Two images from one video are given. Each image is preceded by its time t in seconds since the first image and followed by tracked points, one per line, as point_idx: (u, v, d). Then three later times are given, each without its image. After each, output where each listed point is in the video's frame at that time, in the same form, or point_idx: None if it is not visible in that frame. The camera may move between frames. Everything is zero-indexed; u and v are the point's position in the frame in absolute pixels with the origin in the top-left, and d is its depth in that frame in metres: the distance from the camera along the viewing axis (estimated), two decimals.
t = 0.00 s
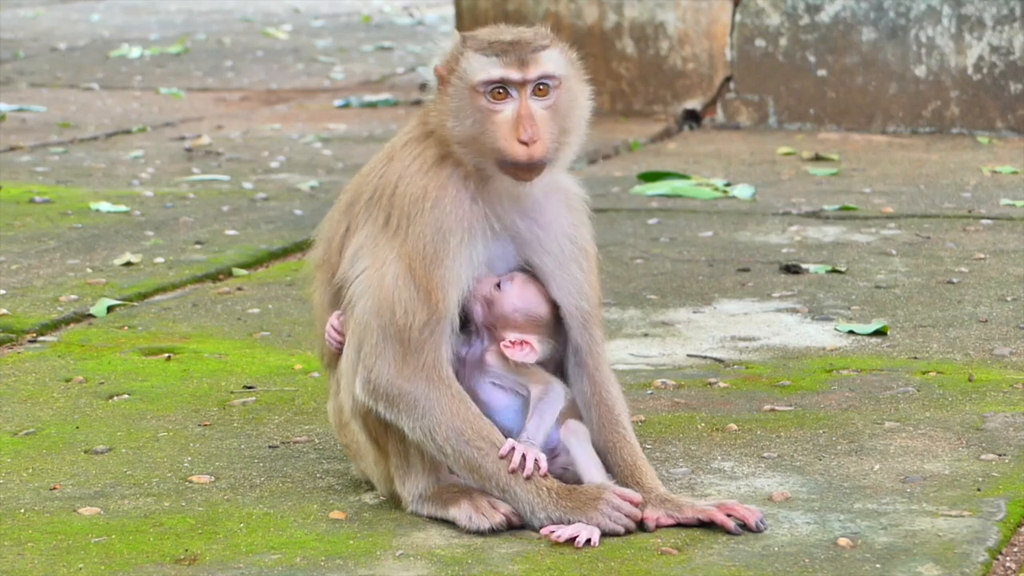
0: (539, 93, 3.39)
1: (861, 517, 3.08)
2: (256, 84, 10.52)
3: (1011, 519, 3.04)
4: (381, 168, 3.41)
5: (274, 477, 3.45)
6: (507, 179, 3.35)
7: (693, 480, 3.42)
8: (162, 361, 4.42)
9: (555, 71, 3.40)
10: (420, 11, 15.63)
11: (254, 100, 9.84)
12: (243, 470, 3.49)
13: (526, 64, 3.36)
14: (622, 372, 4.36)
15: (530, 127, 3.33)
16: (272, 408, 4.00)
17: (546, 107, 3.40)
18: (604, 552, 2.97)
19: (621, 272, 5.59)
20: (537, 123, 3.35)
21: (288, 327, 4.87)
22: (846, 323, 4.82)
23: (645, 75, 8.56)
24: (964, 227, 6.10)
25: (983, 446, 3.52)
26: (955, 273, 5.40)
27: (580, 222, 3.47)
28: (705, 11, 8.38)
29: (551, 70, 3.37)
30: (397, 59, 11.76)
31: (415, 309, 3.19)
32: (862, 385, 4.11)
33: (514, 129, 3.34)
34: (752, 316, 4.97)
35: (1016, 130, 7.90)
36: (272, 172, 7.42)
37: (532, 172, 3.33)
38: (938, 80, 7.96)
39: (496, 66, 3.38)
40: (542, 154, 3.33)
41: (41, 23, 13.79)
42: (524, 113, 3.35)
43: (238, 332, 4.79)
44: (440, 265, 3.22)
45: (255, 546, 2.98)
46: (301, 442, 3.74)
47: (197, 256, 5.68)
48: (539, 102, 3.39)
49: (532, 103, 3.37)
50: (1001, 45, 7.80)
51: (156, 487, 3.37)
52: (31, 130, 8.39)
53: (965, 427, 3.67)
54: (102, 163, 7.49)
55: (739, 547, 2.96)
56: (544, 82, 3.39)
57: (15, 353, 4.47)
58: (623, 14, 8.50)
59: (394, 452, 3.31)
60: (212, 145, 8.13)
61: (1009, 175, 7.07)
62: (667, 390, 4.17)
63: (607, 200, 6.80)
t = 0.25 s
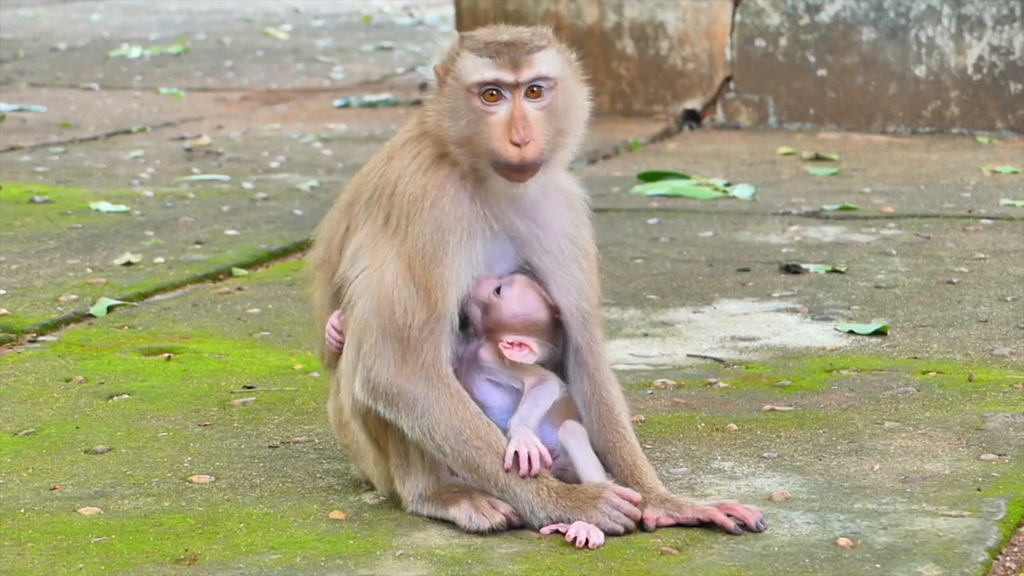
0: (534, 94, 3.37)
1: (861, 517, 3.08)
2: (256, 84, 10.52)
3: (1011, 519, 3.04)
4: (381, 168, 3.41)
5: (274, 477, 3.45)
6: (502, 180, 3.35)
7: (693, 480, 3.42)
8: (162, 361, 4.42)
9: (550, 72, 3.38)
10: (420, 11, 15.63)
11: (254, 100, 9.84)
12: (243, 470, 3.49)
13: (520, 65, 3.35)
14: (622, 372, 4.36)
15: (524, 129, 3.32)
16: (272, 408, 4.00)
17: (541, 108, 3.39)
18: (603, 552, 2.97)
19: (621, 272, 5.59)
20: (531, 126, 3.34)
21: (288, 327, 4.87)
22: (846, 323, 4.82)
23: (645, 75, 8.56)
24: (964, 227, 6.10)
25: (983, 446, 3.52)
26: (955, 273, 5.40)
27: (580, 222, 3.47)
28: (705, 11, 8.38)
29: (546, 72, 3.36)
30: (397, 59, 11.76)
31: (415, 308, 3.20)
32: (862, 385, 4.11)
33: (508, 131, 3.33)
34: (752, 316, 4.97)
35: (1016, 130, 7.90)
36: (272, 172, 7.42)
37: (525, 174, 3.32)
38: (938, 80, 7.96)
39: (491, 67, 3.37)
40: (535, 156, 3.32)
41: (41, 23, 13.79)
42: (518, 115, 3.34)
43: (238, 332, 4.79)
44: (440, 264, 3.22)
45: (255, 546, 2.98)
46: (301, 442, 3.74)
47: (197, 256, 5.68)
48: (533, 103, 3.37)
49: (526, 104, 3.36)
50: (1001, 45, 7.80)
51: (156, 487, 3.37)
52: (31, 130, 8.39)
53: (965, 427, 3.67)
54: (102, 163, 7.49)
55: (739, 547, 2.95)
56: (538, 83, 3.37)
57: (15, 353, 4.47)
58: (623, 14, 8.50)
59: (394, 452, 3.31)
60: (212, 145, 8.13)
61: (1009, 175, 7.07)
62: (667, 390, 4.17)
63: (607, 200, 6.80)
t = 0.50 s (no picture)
0: (523, 96, 3.37)
1: (861, 517, 3.08)
2: (256, 84, 10.52)
3: (1011, 519, 3.04)
4: (381, 168, 3.41)
5: (274, 477, 3.45)
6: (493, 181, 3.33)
7: (693, 480, 3.42)
8: (162, 361, 4.42)
9: (539, 73, 3.37)
10: (420, 11, 15.62)
11: (254, 100, 9.84)
12: (243, 470, 3.49)
13: (508, 68, 3.34)
14: (622, 372, 4.36)
15: (511, 130, 3.30)
16: (273, 408, 4.00)
17: (530, 109, 3.38)
18: (603, 552, 2.96)
19: (621, 272, 5.59)
20: (519, 127, 3.32)
21: (288, 327, 4.86)
22: (846, 323, 4.82)
23: (645, 75, 8.57)
24: (964, 227, 6.10)
25: (983, 446, 3.52)
26: (955, 273, 5.40)
27: (580, 222, 3.47)
28: (705, 11, 8.38)
29: (533, 73, 3.35)
30: (397, 59, 11.76)
31: (416, 308, 3.20)
32: (862, 385, 4.11)
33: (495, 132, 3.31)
34: (752, 316, 4.97)
35: (1016, 130, 7.90)
36: (272, 172, 7.42)
37: (513, 176, 3.30)
38: (938, 79, 7.96)
39: (478, 69, 3.35)
40: (522, 158, 3.29)
41: (41, 23, 13.79)
42: (506, 117, 3.33)
43: (238, 332, 4.79)
44: (440, 264, 3.22)
45: (255, 547, 2.98)
46: (301, 442, 3.74)
47: (197, 257, 5.68)
48: (519, 106, 3.36)
49: (513, 106, 3.35)
50: (1001, 45, 7.80)
51: (156, 487, 3.37)
52: (31, 130, 8.39)
53: (964, 427, 3.67)
54: (102, 163, 7.49)
55: (739, 547, 2.95)
56: (524, 85, 3.36)
57: (15, 353, 4.47)
58: (623, 14, 8.50)
59: (394, 451, 3.31)
60: (213, 145, 8.13)
61: (1009, 175, 7.07)
62: (667, 390, 4.17)
63: (608, 200, 6.80)
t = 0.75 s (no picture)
0: (510, 99, 3.38)
1: (861, 517, 3.08)
2: (256, 84, 10.52)
3: (1011, 519, 3.04)
4: (380, 168, 3.41)
5: (274, 477, 3.45)
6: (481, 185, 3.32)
7: (693, 480, 3.42)
8: (162, 361, 4.42)
9: (526, 77, 3.39)
10: (420, 11, 15.62)
11: (254, 100, 9.84)
12: (243, 470, 3.49)
13: (494, 72, 3.35)
14: (621, 372, 4.36)
15: (497, 133, 3.30)
16: (273, 408, 4.00)
17: (517, 113, 3.39)
18: (603, 552, 2.96)
19: (621, 272, 5.59)
20: (505, 131, 3.32)
21: (288, 327, 4.86)
22: (846, 323, 4.82)
23: (645, 75, 8.57)
24: (964, 227, 6.10)
25: (983, 446, 3.52)
26: (955, 273, 5.40)
27: (579, 221, 3.47)
28: (705, 11, 8.38)
29: (519, 78, 3.36)
30: (397, 59, 11.76)
31: (414, 309, 3.19)
32: (862, 385, 4.11)
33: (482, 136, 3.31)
34: (752, 316, 4.97)
35: (1016, 130, 7.90)
36: (272, 172, 7.42)
37: (500, 179, 3.29)
38: (938, 80, 7.96)
39: (466, 73, 3.36)
40: (509, 161, 3.29)
41: (41, 23, 13.79)
42: (493, 120, 3.33)
43: (238, 332, 4.79)
44: (439, 264, 3.22)
45: (255, 546, 2.98)
46: (301, 442, 3.74)
47: (197, 256, 5.68)
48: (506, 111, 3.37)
49: (501, 111, 3.36)
50: (1001, 45, 7.80)
51: (156, 487, 3.37)
52: (31, 130, 8.39)
53: (965, 427, 3.67)
54: (102, 163, 7.49)
55: (739, 547, 2.95)
56: (512, 89, 3.38)
57: (14, 353, 4.47)
58: (623, 14, 8.50)
59: (394, 451, 3.32)
60: (212, 145, 8.13)
61: (1009, 175, 7.07)
62: (667, 390, 4.17)
63: (608, 200, 6.80)
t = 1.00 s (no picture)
0: (491, 103, 3.36)
1: (861, 517, 3.08)
2: (256, 84, 10.52)
3: (1011, 519, 3.04)
4: (381, 167, 3.42)
5: (274, 477, 3.45)
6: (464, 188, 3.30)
7: (693, 480, 3.42)
8: (162, 361, 4.42)
9: (506, 81, 3.37)
10: (420, 11, 15.62)
11: (254, 100, 9.84)
12: (243, 470, 3.49)
13: (473, 76, 3.33)
14: (621, 372, 4.36)
15: (476, 137, 3.28)
16: (273, 408, 4.00)
17: (499, 118, 3.37)
18: (603, 552, 2.96)
19: (621, 272, 5.59)
20: (484, 136, 3.31)
21: (288, 327, 4.86)
22: (846, 323, 4.82)
23: (645, 75, 8.57)
24: (964, 227, 6.10)
25: (983, 446, 3.52)
26: (955, 273, 5.40)
27: (581, 222, 3.48)
28: (705, 11, 8.38)
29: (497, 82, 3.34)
30: (397, 59, 11.76)
31: (415, 307, 3.20)
32: (862, 385, 4.11)
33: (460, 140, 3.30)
34: (752, 316, 4.97)
35: (1016, 130, 7.90)
36: (272, 172, 7.42)
37: (480, 184, 3.25)
38: (938, 80, 7.96)
39: (448, 76, 3.34)
40: (488, 165, 3.26)
41: (41, 23, 13.79)
42: (473, 124, 3.31)
43: (238, 332, 4.79)
44: (440, 263, 3.23)
45: (255, 546, 2.98)
46: (301, 442, 3.74)
47: (197, 257, 5.68)
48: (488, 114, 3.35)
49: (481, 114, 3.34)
50: (1001, 45, 7.80)
51: (156, 487, 3.37)
52: (31, 130, 8.39)
53: (965, 427, 3.67)
54: (102, 163, 7.49)
55: (739, 547, 2.96)
56: (494, 92, 3.36)
57: (14, 353, 4.47)
58: (623, 14, 8.50)
59: (394, 451, 3.32)
60: (212, 145, 8.13)
61: (1009, 175, 7.07)
62: (667, 390, 4.17)
63: (608, 200, 6.80)
